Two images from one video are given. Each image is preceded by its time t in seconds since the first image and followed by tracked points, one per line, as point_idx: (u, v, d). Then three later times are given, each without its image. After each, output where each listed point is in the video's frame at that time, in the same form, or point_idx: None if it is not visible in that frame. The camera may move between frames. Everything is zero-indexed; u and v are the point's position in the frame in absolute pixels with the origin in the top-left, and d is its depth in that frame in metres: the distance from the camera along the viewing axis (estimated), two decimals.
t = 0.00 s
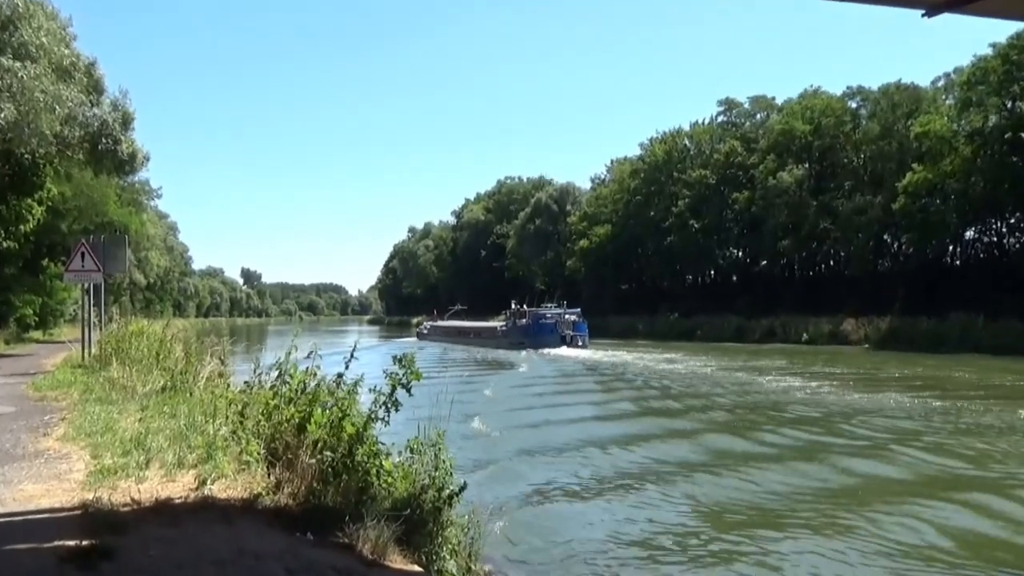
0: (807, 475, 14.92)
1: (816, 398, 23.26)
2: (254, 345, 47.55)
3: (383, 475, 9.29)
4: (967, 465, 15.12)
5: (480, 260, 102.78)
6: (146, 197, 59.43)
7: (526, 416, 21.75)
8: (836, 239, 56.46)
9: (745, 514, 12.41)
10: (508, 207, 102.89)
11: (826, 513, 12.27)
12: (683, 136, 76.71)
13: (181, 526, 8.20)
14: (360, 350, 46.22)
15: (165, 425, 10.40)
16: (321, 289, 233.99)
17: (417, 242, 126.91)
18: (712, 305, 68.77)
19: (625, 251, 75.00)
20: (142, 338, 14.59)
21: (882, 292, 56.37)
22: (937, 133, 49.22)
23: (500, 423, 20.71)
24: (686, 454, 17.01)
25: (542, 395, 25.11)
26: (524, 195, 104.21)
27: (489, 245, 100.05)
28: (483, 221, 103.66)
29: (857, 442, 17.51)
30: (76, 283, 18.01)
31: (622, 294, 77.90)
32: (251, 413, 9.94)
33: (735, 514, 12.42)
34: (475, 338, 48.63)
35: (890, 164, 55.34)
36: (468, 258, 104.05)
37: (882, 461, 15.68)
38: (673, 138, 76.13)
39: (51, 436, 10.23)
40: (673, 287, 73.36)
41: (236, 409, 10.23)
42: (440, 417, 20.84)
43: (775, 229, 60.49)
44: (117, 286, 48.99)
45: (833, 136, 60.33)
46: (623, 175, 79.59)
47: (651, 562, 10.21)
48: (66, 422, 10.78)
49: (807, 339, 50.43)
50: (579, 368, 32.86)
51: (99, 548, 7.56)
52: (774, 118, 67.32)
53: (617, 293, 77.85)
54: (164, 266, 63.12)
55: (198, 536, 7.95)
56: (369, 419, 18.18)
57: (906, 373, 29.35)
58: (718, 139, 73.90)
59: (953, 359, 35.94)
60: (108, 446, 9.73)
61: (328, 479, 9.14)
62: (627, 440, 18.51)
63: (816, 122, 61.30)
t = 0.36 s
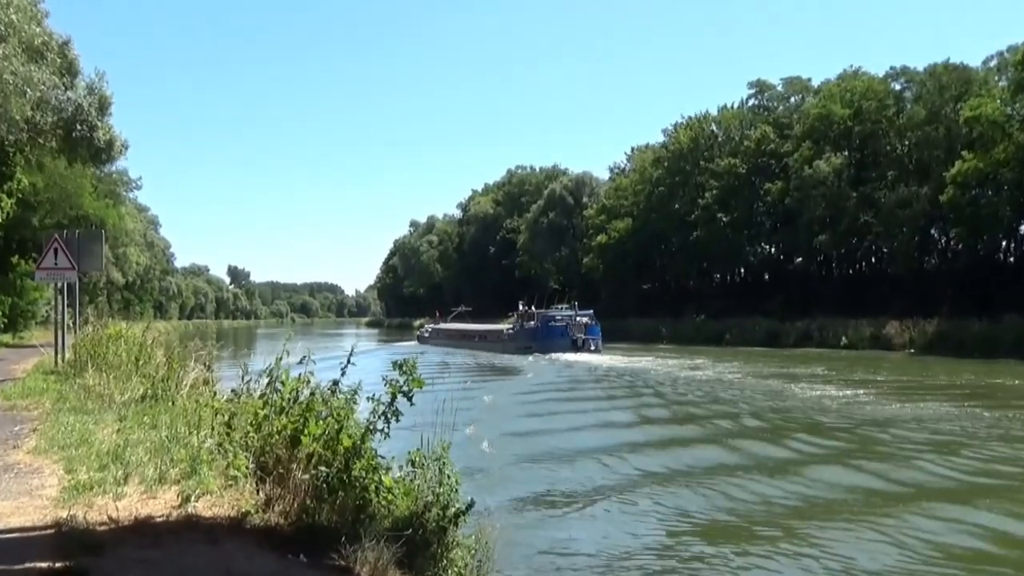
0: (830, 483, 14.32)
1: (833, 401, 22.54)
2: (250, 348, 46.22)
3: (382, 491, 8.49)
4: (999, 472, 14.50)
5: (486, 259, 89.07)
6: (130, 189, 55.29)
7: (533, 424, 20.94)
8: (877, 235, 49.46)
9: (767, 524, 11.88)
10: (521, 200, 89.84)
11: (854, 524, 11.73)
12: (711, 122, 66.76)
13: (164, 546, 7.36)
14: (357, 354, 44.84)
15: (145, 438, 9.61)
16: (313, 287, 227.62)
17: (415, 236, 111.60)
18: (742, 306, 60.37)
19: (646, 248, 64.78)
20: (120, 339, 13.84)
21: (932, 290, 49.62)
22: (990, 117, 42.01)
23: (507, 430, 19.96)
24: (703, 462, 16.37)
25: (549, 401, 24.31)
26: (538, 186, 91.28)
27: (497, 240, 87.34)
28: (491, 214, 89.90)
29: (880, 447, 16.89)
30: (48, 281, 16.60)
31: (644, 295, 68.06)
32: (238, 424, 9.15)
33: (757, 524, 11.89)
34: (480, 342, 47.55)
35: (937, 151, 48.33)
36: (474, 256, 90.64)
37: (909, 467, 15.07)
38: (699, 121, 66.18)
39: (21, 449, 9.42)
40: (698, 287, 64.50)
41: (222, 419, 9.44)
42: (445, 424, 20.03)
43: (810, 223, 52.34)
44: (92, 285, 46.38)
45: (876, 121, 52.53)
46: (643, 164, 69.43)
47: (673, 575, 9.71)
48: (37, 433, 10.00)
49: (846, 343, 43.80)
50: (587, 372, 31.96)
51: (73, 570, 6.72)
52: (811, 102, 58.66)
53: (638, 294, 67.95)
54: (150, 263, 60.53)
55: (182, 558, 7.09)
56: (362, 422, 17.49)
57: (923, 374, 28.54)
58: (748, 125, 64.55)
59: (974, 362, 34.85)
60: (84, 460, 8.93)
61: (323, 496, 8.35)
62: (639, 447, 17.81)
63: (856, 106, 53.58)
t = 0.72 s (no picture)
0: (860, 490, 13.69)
1: (856, 407, 21.76)
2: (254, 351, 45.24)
3: (387, 510, 7.76)
4: None
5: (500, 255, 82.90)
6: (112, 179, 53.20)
7: (546, 431, 20.23)
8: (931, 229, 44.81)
9: (798, 534, 11.31)
10: (538, 190, 83.70)
11: (889, 535, 11.12)
12: (746, 105, 61.55)
13: (151, 570, 6.61)
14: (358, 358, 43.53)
15: (129, 451, 8.89)
16: (309, 287, 222.81)
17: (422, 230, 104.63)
18: (779, 307, 55.54)
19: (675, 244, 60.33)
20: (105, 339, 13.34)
21: (990, 291, 44.82)
22: None
23: (519, 438, 19.27)
24: (724, 469, 15.72)
25: (563, 409, 23.57)
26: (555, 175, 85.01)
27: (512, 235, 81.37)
28: (506, 207, 83.96)
29: (910, 454, 16.22)
30: (24, 281, 15.49)
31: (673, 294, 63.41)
32: (230, 436, 8.38)
33: (787, 534, 11.31)
34: (491, 346, 46.56)
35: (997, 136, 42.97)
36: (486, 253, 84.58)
37: (942, 475, 14.42)
38: (735, 104, 61.23)
39: None
40: (731, 286, 59.70)
41: (211, 431, 8.71)
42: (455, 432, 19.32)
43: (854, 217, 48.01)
44: (73, 284, 44.48)
45: (929, 102, 47.46)
46: (673, 152, 64.58)
47: None
48: (12, 445, 9.32)
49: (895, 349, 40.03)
50: (601, 377, 31.09)
51: None
52: (857, 82, 53.76)
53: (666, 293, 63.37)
54: (133, 261, 58.54)
55: None
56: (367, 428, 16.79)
57: (948, 380, 27.53)
58: (786, 108, 58.79)
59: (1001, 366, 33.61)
60: (63, 475, 8.20)
61: (323, 515, 7.63)
62: (657, 454, 17.16)
63: (906, 87, 48.64)
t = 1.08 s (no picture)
0: (889, 503, 13.10)
1: (876, 415, 21.09)
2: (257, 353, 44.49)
3: (391, 533, 7.00)
4: None
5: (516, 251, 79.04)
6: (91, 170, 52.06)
7: (558, 439, 19.60)
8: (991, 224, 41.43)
9: (827, 549, 10.78)
10: (557, 181, 80.24)
11: (925, 552, 10.57)
12: (784, 86, 57.41)
13: None
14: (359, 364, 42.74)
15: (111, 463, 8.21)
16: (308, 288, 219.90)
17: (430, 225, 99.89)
18: (821, 308, 51.80)
19: (705, 239, 56.76)
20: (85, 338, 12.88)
21: None
22: None
23: (529, 446, 18.66)
24: (742, 477, 15.15)
25: (575, 416, 22.90)
26: (576, 165, 80.84)
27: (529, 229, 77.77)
28: (523, 198, 80.06)
29: (939, 465, 15.60)
30: None
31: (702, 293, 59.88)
32: (220, 447, 7.73)
33: (816, 549, 10.78)
34: (500, 350, 45.71)
35: None
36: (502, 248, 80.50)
37: (970, 488, 13.83)
38: (773, 86, 57.03)
39: None
40: (768, 284, 56.03)
41: (199, 443, 8.02)
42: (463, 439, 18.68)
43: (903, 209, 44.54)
44: (55, 283, 43.50)
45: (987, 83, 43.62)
46: (703, 138, 60.85)
47: None
48: None
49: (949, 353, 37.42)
50: (615, 384, 30.33)
51: None
52: (907, 62, 50.12)
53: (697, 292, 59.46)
54: (113, 256, 57.24)
55: None
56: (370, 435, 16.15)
57: (972, 385, 26.68)
58: (829, 91, 55.28)
59: None
60: (42, 490, 7.57)
61: (320, 535, 7.03)
62: (674, 463, 16.56)
63: (961, 67, 44.87)
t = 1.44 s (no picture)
0: (916, 517, 12.72)
1: (893, 423, 20.61)
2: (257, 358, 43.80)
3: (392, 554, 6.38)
4: None
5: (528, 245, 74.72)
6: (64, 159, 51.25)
7: (566, 448, 19.04)
8: None
9: (855, 567, 10.39)
10: (572, 169, 76.71)
11: (959, 572, 10.19)
12: (823, 65, 53.91)
13: None
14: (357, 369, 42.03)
15: (84, 476, 7.25)
16: (296, 288, 217.76)
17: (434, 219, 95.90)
18: (860, 309, 48.81)
19: (735, 235, 53.44)
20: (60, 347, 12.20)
21: None
22: None
23: (537, 456, 18.15)
24: (758, 490, 14.71)
25: (584, 425, 22.38)
26: (594, 153, 77.63)
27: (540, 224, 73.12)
28: (536, 188, 75.86)
29: (965, 476, 15.20)
30: None
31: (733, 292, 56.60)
32: (205, 462, 7.04)
33: (844, 568, 10.39)
34: (507, 354, 44.98)
35: None
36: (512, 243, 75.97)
37: (996, 501, 13.39)
38: (810, 65, 53.50)
39: None
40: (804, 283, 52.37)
41: (181, 456, 7.32)
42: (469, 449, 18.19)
43: (954, 201, 41.48)
44: (21, 281, 42.65)
45: None
46: (735, 126, 57.31)
47: None
48: None
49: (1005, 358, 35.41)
50: (626, 390, 29.74)
51: None
52: (960, 38, 46.71)
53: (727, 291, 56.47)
54: (87, 253, 55.45)
55: None
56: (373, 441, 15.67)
57: (992, 391, 26.05)
58: (872, 71, 51.70)
59: None
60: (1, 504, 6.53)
61: (314, 558, 6.45)
62: (690, 473, 16.13)
63: (1018, 44, 41.29)
